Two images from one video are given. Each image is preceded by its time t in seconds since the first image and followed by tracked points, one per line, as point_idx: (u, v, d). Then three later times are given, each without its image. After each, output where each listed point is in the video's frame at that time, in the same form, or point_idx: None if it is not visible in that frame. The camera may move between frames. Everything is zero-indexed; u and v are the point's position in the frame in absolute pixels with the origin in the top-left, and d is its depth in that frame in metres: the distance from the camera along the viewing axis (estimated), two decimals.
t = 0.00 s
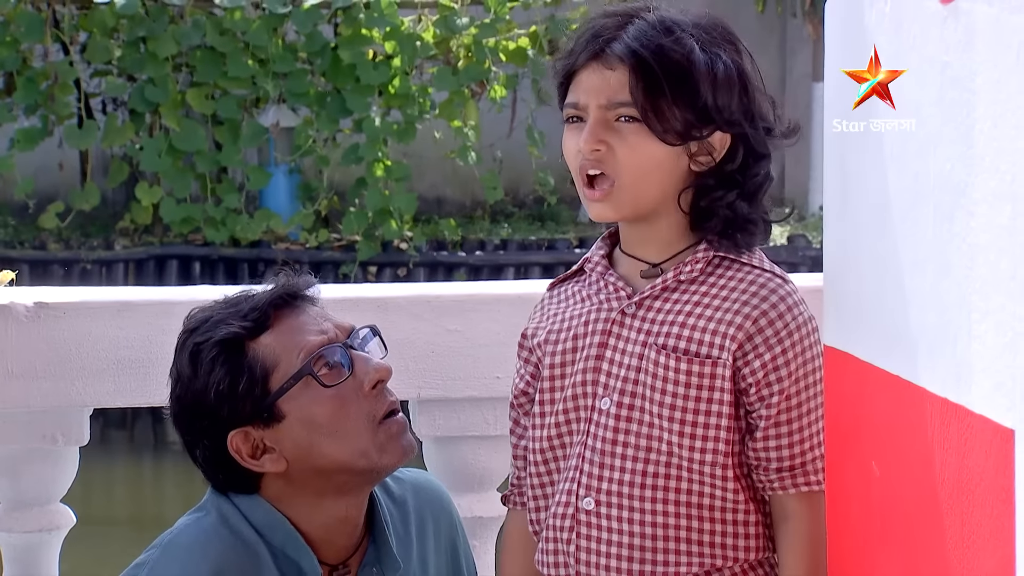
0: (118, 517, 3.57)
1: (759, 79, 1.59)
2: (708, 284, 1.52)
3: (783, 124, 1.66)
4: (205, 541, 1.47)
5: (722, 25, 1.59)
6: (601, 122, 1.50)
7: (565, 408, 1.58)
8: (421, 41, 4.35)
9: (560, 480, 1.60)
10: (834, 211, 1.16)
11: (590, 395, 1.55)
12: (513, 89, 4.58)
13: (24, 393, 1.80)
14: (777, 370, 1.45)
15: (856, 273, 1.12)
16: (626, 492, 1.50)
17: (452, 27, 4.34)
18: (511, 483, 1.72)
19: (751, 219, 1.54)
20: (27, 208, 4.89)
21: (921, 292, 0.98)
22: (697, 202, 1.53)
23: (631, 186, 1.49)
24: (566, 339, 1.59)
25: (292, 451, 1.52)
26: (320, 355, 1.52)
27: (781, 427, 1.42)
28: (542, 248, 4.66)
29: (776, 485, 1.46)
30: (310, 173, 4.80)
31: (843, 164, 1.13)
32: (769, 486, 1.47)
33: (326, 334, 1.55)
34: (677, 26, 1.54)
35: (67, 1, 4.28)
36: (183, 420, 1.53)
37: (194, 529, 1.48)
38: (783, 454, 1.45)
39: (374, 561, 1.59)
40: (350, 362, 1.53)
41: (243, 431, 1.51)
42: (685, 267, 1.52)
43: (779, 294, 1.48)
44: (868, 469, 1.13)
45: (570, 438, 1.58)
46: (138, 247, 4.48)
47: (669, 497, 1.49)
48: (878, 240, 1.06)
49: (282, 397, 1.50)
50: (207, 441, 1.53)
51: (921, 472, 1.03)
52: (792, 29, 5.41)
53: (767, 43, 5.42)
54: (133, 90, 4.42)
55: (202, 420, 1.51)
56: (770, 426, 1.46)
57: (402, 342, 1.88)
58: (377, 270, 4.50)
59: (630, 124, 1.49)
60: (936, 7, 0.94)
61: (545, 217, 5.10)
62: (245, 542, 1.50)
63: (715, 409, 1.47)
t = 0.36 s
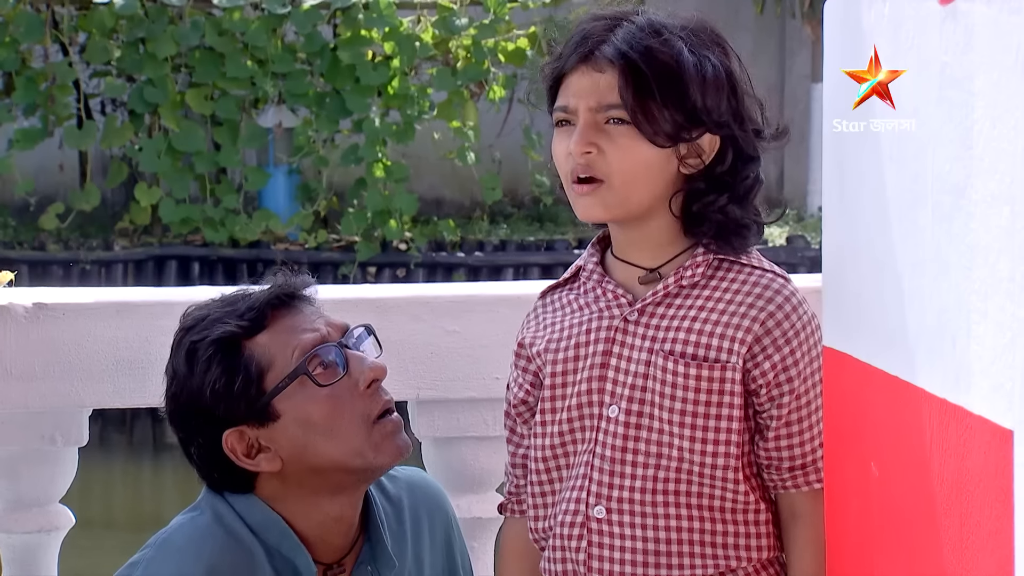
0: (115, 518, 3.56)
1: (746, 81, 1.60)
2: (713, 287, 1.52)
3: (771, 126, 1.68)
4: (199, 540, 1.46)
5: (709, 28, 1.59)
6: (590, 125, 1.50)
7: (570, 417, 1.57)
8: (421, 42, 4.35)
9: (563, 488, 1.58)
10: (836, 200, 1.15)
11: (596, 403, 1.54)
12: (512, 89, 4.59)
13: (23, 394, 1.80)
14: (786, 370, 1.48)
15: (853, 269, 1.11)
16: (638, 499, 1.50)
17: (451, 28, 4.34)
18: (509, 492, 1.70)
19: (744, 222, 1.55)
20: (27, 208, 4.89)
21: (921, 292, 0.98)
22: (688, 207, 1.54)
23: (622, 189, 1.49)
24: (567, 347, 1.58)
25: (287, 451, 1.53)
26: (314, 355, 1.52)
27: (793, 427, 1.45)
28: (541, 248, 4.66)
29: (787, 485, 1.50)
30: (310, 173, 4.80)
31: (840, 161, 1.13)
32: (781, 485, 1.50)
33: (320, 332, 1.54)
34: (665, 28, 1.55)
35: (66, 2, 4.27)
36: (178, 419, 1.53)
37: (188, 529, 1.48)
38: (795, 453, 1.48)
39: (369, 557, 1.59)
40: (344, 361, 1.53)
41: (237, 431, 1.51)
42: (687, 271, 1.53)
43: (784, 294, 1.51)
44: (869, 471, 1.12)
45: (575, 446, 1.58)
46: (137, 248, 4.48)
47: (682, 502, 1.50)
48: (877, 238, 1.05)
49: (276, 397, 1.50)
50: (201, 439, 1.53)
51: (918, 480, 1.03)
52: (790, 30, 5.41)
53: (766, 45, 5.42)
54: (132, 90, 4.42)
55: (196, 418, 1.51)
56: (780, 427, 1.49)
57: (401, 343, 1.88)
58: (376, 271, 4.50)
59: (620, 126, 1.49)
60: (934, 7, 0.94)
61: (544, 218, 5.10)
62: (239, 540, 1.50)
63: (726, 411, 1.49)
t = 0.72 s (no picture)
0: (117, 520, 3.57)
1: (754, 82, 1.61)
2: (718, 291, 1.53)
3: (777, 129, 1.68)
4: (203, 542, 1.47)
5: (720, 30, 1.60)
6: (598, 122, 1.50)
7: (576, 422, 1.57)
8: (420, 44, 4.35)
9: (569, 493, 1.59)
10: (835, 201, 1.10)
11: (602, 409, 1.55)
12: (512, 91, 4.58)
13: (23, 395, 1.81)
14: (789, 374, 1.48)
15: (852, 269, 1.07)
16: (645, 506, 1.50)
17: (451, 29, 4.33)
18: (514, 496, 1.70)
19: (750, 223, 1.56)
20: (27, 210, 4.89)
21: (921, 295, 0.97)
22: (695, 207, 1.54)
23: (626, 185, 1.49)
24: (572, 353, 1.58)
25: (292, 455, 1.52)
26: (322, 359, 1.51)
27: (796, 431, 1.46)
28: (541, 250, 4.66)
29: (786, 489, 1.50)
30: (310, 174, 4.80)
31: (839, 163, 1.08)
32: (779, 489, 1.50)
33: (328, 336, 1.54)
34: (674, 28, 1.55)
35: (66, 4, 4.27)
36: (183, 419, 1.53)
37: (192, 531, 1.48)
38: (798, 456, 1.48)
39: (373, 559, 1.59)
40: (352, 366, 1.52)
41: (244, 432, 1.52)
42: (691, 275, 1.53)
43: (789, 298, 1.50)
44: (865, 471, 1.10)
45: (581, 451, 1.58)
46: (138, 250, 4.48)
47: (689, 508, 1.50)
48: (878, 238, 1.02)
49: (283, 399, 1.50)
50: (207, 440, 1.53)
51: (917, 482, 1.02)
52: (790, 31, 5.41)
53: (766, 45, 5.42)
54: (132, 92, 4.41)
55: (202, 419, 1.52)
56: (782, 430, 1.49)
57: (401, 344, 1.88)
58: (376, 273, 4.51)
59: (627, 123, 1.49)
60: (935, 8, 0.93)
61: (544, 220, 5.10)
62: (243, 542, 1.50)
63: (731, 417, 1.49)
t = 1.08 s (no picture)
0: (117, 520, 3.58)
1: (757, 78, 1.60)
2: (729, 290, 1.53)
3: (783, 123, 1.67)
4: (208, 546, 1.47)
5: (719, 28, 1.59)
6: (604, 131, 1.49)
7: (589, 424, 1.58)
8: (420, 44, 4.34)
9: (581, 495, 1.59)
10: (835, 201, 1.10)
11: (615, 410, 1.55)
12: (512, 92, 4.59)
13: (24, 396, 1.81)
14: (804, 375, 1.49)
15: (852, 269, 1.07)
16: (660, 506, 1.51)
17: (451, 29, 4.33)
18: (522, 499, 1.70)
19: (760, 221, 1.56)
20: (27, 211, 4.90)
21: (923, 296, 0.97)
22: (706, 208, 1.54)
23: (636, 195, 1.49)
24: (584, 354, 1.59)
25: (298, 460, 1.52)
26: (329, 365, 1.51)
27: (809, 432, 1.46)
28: (541, 251, 4.67)
29: (802, 490, 1.51)
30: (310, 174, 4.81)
31: (838, 163, 1.08)
32: (795, 490, 1.51)
33: (337, 342, 1.54)
34: (675, 30, 1.55)
35: (66, 5, 4.26)
36: (190, 421, 1.53)
37: (197, 534, 1.48)
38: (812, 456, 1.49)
39: (378, 564, 1.59)
40: (360, 375, 1.53)
41: (249, 436, 1.52)
42: (703, 275, 1.54)
43: (803, 299, 1.51)
44: (865, 472, 1.09)
45: (594, 453, 1.58)
46: (138, 251, 4.49)
47: (705, 508, 1.51)
48: (877, 238, 1.02)
49: (290, 405, 1.50)
50: (213, 442, 1.53)
51: (917, 481, 1.02)
52: (790, 32, 5.42)
53: (767, 46, 5.42)
54: (132, 92, 4.41)
55: (208, 421, 1.51)
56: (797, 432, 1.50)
57: (401, 345, 1.87)
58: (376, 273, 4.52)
59: (635, 131, 1.48)
60: (935, 9, 0.93)
61: (544, 221, 5.11)
62: (248, 547, 1.50)
63: (747, 418, 1.50)
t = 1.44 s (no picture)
0: (117, 521, 3.58)
1: (767, 81, 1.60)
2: (746, 295, 1.54)
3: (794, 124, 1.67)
4: (205, 548, 1.47)
5: (728, 30, 1.59)
6: (615, 138, 1.49)
7: (603, 429, 1.58)
8: (420, 44, 4.34)
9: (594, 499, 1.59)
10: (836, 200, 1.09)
11: (630, 414, 1.55)
12: (512, 92, 4.58)
13: (24, 396, 1.81)
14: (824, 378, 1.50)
15: (854, 268, 1.07)
16: (674, 511, 1.51)
17: (451, 30, 4.32)
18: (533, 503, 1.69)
19: (772, 225, 1.56)
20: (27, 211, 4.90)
21: (923, 297, 0.97)
22: (718, 213, 1.55)
23: (648, 199, 1.49)
24: (597, 359, 1.58)
25: (297, 464, 1.53)
26: (331, 371, 1.51)
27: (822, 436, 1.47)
28: (541, 251, 4.67)
29: (817, 491, 1.52)
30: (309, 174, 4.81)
31: (838, 161, 1.08)
32: (809, 492, 1.52)
33: (340, 347, 1.54)
34: (684, 35, 1.54)
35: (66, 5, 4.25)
36: (189, 422, 1.53)
37: (194, 535, 1.48)
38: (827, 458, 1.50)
39: (376, 567, 1.59)
40: (360, 381, 1.52)
41: (249, 440, 1.52)
42: (719, 279, 1.54)
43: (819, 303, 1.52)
44: (865, 473, 1.10)
45: (607, 457, 1.58)
46: (138, 251, 4.49)
47: (718, 513, 1.51)
48: (876, 242, 1.02)
49: (291, 410, 1.50)
50: (212, 445, 1.54)
51: (917, 481, 1.02)
52: (790, 32, 5.42)
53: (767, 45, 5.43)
54: (132, 93, 4.41)
55: (208, 423, 1.51)
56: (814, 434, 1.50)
57: (401, 345, 1.87)
58: (376, 273, 4.55)
59: (646, 137, 1.49)
60: (935, 10, 0.93)
61: (544, 221, 5.12)
62: (246, 549, 1.50)
63: (764, 422, 1.51)
